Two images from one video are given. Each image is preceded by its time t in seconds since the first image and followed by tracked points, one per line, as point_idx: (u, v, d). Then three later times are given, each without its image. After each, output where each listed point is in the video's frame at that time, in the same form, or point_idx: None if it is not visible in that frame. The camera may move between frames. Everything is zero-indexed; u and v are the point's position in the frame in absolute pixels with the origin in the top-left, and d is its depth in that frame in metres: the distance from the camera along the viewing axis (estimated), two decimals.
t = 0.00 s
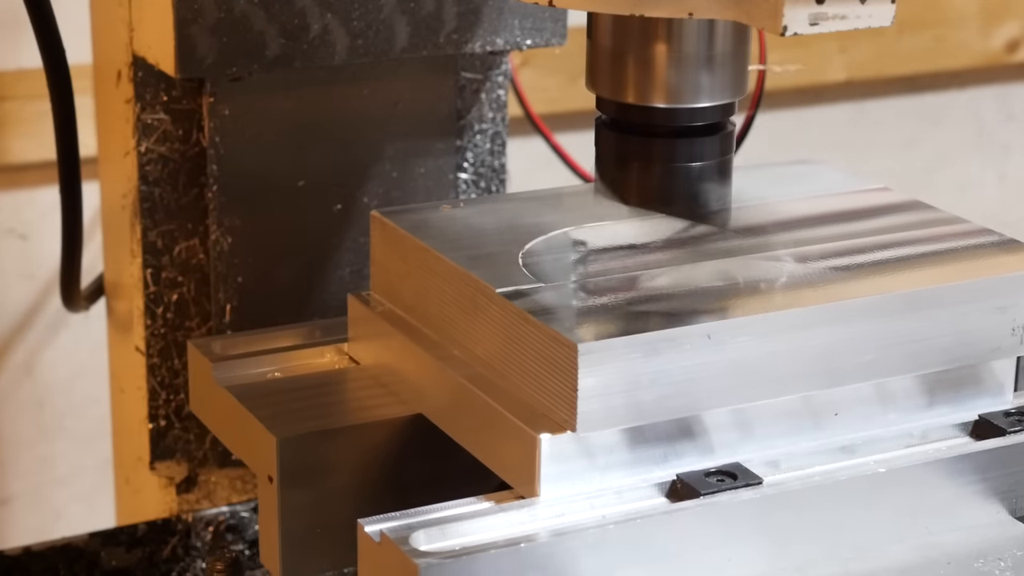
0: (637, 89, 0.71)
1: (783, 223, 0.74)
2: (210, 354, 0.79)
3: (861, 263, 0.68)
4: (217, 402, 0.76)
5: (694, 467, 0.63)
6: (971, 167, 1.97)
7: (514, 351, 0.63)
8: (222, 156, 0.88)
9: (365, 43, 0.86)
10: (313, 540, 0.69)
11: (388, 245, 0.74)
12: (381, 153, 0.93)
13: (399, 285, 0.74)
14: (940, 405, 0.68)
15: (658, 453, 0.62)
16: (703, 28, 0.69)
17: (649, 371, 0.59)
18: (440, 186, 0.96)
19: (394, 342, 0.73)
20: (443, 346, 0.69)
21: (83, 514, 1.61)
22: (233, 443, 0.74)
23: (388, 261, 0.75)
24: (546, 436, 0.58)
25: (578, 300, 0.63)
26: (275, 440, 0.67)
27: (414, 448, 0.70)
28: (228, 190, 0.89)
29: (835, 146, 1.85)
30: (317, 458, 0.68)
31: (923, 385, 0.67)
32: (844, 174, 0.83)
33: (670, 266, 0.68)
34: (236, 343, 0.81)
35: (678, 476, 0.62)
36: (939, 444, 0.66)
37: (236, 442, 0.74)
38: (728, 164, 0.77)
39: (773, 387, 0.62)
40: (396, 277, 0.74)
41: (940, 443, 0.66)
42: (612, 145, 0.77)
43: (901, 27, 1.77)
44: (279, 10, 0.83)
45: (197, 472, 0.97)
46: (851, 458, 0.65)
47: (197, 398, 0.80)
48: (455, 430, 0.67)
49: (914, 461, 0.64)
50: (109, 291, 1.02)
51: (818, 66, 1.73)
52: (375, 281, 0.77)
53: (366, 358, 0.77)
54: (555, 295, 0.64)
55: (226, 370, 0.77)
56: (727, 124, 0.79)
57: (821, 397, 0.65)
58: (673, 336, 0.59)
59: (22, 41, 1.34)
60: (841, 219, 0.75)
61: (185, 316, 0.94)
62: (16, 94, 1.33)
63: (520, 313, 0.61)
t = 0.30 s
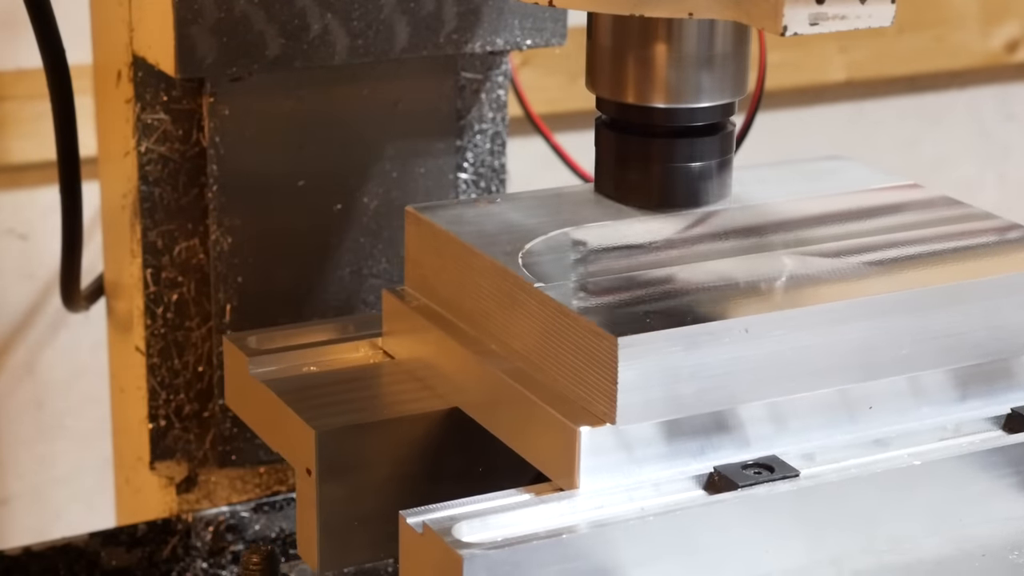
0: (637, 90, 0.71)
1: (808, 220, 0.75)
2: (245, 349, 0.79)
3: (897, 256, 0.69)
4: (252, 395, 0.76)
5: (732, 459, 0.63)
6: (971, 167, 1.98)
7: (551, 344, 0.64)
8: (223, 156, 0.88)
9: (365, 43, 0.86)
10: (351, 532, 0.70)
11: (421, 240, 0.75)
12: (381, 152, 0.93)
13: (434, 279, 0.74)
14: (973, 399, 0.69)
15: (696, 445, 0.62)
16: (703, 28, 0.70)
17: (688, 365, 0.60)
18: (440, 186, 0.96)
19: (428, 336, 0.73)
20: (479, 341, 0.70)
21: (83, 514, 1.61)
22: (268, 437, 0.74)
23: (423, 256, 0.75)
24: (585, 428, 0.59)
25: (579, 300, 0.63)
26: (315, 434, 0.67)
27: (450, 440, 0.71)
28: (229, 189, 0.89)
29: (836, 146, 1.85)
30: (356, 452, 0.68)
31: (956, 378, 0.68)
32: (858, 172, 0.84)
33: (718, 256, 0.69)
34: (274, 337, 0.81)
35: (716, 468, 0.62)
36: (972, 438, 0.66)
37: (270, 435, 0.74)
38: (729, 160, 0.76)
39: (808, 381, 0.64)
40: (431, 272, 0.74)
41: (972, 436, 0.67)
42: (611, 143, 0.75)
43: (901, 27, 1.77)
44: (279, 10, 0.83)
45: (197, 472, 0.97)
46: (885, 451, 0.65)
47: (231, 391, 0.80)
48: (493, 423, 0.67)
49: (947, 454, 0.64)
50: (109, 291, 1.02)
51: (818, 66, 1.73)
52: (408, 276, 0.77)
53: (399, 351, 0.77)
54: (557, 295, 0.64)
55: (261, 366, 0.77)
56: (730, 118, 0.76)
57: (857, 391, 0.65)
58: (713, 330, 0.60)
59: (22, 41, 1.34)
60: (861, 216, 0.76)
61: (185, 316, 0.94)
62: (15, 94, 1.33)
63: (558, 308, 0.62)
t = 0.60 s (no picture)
0: (637, 90, 0.71)
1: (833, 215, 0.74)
2: (279, 342, 0.78)
3: (926, 252, 0.69)
4: (286, 388, 0.76)
5: (767, 452, 0.63)
6: (971, 168, 1.98)
7: (588, 339, 0.64)
8: (223, 156, 0.88)
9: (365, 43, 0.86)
10: (386, 524, 0.70)
11: (453, 234, 0.75)
12: (381, 152, 0.93)
13: (468, 273, 0.74)
14: (1004, 394, 0.69)
15: (733, 438, 0.62)
16: (703, 28, 0.69)
17: (725, 360, 0.61)
18: (440, 186, 0.96)
19: (460, 330, 0.73)
20: (514, 334, 0.70)
21: (84, 515, 1.61)
22: (304, 431, 0.74)
23: (456, 251, 0.75)
24: (624, 423, 0.59)
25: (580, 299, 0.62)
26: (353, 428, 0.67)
27: (483, 433, 0.71)
28: (229, 189, 0.89)
29: (836, 145, 1.85)
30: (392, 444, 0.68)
31: (989, 372, 0.68)
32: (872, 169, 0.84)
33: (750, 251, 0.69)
34: (309, 331, 0.80)
35: (752, 461, 0.62)
36: (1005, 431, 0.66)
37: (305, 430, 0.74)
38: (728, 162, 0.76)
39: (842, 373, 0.64)
40: (464, 266, 0.74)
41: (1006, 430, 0.66)
42: (611, 143, 0.76)
43: (901, 27, 1.77)
44: (279, 10, 0.83)
45: (197, 472, 0.98)
46: (919, 444, 0.65)
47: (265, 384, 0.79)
48: (529, 416, 0.67)
49: (981, 447, 0.64)
50: (109, 291, 1.02)
51: (818, 66, 1.73)
52: (440, 270, 0.77)
53: (430, 345, 0.77)
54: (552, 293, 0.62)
55: (296, 359, 0.76)
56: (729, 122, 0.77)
57: (891, 384, 0.65)
58: (750, 323, 0.61)
59: (22, 41, 1.34)
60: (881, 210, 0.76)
61: (185, 316, 0.94)
62: (16, 94, 1.33)
63: (596, 303, 0.62)
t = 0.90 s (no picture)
0: (637, 90, 0.71)
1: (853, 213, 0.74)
2: (314, 337, 0.78)
3: (960, 246, 0.69)
4: (320, 382, 0.76)
5: (802, 446, 0.64)
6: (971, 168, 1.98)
7: (626, 332, 0.64)
8: (223, 156, 0.88)
9: (366, 44, 0.86)
10: (420, 517, 0.70)
11: (488, 230, 0.75)
12: (381, 152, 0.93)
13: (503, 269, 0.74)
14: None
15: (769, 431, 0.63)
16: (703, 27, 0.69)
17: (762, 353, 0.61)
18: (440, 186, 0.96)
19: (494, 325, 0.74)
20: (549, 330, 0.70)
21: (84, 514, 1.61)
22: (339, 425, 0.74)
23: (490, 247, 0.75)
24: (662, 416, 0.60)
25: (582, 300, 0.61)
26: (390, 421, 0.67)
27: (519, 427, 0.71)
28: (228, 189, 0.89)
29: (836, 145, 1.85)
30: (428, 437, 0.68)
31: (1018, 367, 0.69)
32: (882, 168, 0.84)
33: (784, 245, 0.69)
34: (338, 328, 0.80)
35: (788, 454, 0.63)
36: None
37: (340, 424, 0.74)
38: (729, 161, 0.75)
39: (876, 368, 0.65)
40: (499, 262, 0.75)
41: None
42: (611, 143, 0.75)
43: (901, 27, 1.78)
44: (280, 10, 0.83)
45: (197, 472, 0.98)
46: (952, 437, 0.65)
47: (299, 378, 0.79)
48: (564, 410, 0.68)
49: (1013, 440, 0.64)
50: (109, 291, 1.02)
51: (818, 66, 1.73)
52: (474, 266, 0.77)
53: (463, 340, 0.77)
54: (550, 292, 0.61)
55: (331, 354, 0.76)
56: (731, 120, 0.76)
57: (923, 378, 0.66)
58: (789, 317, 0.61)
59: (23, 40, 1.34)
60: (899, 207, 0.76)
61: (185, 316, 0.94)
62: (16, 94, 1.33)
63: (633, 297, 0.63)
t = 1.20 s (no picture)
0: (637, 89, 0.71)
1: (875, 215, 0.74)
2: (347, 332, 0.76)
3: (971, 245, 0.69)
4: (354, 378, 0.75)
5: (835, 440, 0.63)
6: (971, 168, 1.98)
7: (664, 328, 0.64)
8: (223, 156, 0.88)
9: (366, 43, 0.86)
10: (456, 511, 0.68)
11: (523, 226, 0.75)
12: (381, 152, 0.93)
13: (536, 263, 0.74)
14: None
15: (804, 424, 0.63)
16: (703, 27, 0.69)
17: (799, 346, 0.61)
18: (440, 186, 0.96)
19: (527, 321, 0.73)
20: (584, 324, 0.69)
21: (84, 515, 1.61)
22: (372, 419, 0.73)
23: (525, 242, 0.75)
24: (699, 411, 0.59)
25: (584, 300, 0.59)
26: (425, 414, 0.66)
27: (551, 422, 0.70)
28: (228, 189, 0.89)
29: (836, 145, 1.85)
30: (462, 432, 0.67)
31: None
32: (891, 168, 0.84)
33: (816, 242, 0.69)
34: (374, 323, 0.78)
35: (823, 447, 0.62)
36: None
37: (373, 417, 0.73)
38: (729, 161, 0.75)
39: (909, 362, 0.64)
40: (534, 258, 0.74)
41: None
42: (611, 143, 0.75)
43: (901, 27, 1.77)
44: (280, 10, 0.83)
45: (197, 472, 0.98)
46: (983, 432, 0.65)
47: (333, 376, 0.78)
48: (599, 404, 0.67)
49: None
50: (109, 291, 1.02)
51: (818, 66, 1.73)
52: (508, 262, 0.77)
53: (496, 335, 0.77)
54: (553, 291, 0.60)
55: (364, 349, 0.75)
56: (731, 120, 0.76)
57: (956, 372, 0.66)
58: (822, 312, 0.61)
59: (23, 41, 1.34)
60: (916, 207, 0.76)
61: (185, 316, 0.94)
62: (17, 94, 1.33)
63: (670, 292, 0.62)
